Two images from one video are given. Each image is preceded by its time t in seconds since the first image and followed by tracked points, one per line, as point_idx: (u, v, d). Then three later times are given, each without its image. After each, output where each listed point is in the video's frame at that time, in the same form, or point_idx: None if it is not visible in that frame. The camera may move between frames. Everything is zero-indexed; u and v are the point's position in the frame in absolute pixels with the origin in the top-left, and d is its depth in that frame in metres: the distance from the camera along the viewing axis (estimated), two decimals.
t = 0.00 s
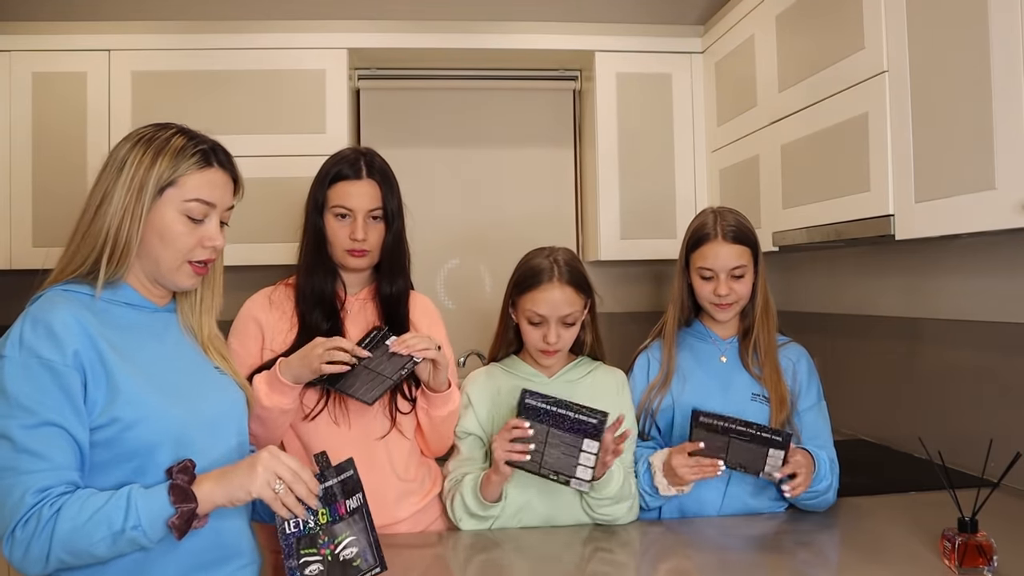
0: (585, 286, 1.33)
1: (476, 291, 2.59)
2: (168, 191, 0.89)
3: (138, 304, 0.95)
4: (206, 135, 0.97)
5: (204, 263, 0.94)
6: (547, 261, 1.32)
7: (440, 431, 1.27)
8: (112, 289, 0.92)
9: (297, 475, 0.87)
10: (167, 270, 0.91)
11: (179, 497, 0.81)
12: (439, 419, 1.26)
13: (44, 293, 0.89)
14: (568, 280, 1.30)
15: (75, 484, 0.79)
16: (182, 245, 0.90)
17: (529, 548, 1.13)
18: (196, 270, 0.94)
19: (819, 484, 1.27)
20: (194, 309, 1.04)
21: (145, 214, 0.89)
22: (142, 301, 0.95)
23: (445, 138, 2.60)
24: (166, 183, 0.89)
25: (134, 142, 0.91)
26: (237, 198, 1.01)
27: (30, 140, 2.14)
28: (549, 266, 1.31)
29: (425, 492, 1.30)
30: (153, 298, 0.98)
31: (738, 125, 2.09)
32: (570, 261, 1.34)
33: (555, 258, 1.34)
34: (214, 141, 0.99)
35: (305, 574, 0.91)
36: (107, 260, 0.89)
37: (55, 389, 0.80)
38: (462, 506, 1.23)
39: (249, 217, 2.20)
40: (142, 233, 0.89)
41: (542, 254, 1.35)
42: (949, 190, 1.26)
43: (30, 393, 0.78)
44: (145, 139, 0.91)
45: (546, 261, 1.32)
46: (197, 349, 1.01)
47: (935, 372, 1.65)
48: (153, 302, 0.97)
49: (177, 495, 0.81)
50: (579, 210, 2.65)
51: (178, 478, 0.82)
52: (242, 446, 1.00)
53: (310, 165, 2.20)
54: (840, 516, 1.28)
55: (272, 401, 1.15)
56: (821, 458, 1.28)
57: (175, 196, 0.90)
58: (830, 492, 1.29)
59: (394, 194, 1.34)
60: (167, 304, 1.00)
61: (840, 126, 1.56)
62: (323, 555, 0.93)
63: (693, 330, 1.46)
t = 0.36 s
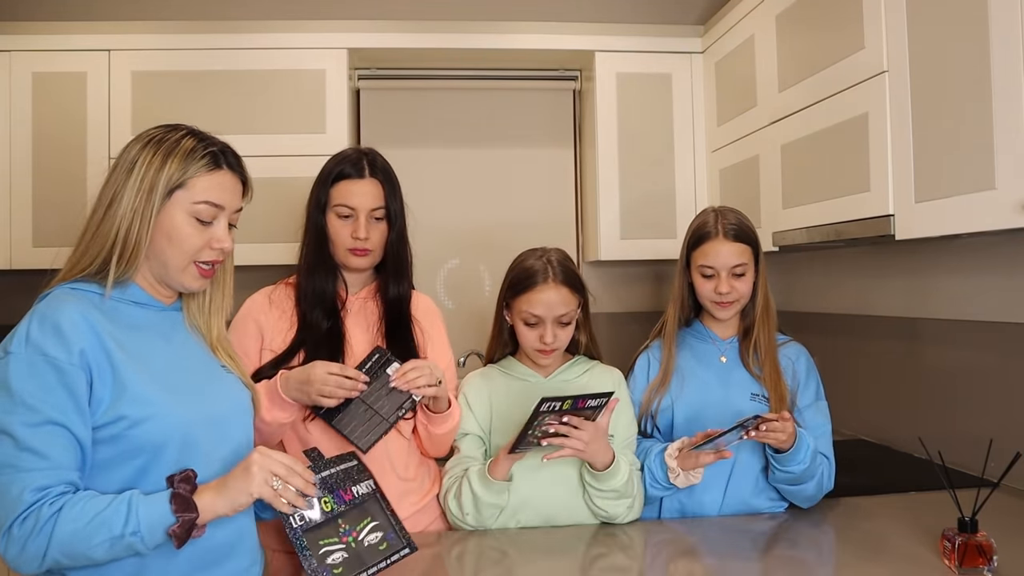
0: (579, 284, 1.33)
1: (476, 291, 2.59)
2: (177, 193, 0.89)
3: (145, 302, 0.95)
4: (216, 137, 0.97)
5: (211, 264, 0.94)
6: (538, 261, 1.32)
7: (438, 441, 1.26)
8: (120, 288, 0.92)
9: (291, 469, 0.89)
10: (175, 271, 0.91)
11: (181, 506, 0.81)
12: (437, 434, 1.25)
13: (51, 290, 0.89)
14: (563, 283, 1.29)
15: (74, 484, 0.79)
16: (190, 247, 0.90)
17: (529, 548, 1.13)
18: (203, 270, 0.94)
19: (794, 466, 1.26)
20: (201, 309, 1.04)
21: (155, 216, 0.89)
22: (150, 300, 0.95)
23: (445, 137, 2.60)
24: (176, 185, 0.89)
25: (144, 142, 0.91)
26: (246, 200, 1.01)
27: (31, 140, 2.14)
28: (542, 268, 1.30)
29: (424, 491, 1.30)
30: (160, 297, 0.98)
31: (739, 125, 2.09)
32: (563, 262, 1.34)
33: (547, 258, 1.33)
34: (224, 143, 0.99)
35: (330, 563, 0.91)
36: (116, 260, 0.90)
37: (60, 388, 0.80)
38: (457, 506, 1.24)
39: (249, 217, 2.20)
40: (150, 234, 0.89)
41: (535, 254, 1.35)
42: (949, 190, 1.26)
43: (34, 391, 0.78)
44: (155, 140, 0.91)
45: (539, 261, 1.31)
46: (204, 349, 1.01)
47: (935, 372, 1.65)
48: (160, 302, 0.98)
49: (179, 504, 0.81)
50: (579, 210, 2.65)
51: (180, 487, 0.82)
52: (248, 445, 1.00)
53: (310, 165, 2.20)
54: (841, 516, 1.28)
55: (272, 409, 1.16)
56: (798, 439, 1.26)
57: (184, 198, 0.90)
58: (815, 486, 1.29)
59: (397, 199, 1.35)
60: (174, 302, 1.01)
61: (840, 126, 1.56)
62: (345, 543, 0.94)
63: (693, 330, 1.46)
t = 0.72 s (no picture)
0: (577, 286, 1.33)
1: (476, 291, 2.59)
2: (172, 188, 0.89)
3: (146, 302, 0.95)
4: (207, 132, 0.98)
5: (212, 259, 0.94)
6: (536, 261, 1.32)
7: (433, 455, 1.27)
8: (120, 288, 0.92)
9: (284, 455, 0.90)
10: (175, 267, 0.91)
11: (191, 504, 0.83)
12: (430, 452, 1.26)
13: (51, 292, 0.89)
14: (559, 282, 1.29)
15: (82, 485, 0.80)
16: (189, 241, 0.90)
17: (530, 547, 1.14)
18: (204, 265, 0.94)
19: (809, 469, 1.27)
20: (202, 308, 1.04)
21: (151, 213, 0.89)
22: (150, 299, 0.95)
23: (446, 137, 2.60)
24: (170, 181, 0.89)
25: (136, 141, 0.91)
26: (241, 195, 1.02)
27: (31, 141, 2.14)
28: (539, 268, 1.30)
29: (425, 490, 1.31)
30: (161, 297, 0.98)
31: (738, 125, 2.09)
32: (561, 263, 1.34)
33: (545, 259, 1.33)
34: (215, 138, 0.99)
35: (323, 525, 0.98)
36: (116, 258, 0.90)
37: (62, 388, 0.80)
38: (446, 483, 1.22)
39: (249, 218, 2.20)
40: (148, 231, 0.89)
41: (533, 254, 1.35)
42: (948, 191, 1.26)
43: (37, 392, 0.78)
44: (147, 138, 0.91)
45: (537, 262, 1.31)
46: (206, 349, 1.01)
47: (935, 372, 1.65)
48: (161, 301, 0.97)
49: (190, 502, 0.83)
50: (579, 210, 2.65)
51: (189, 486, 0.85)
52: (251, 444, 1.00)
53: (310, 165, 2.20)
54: (842, 517, 1.28)
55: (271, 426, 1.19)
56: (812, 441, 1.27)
57: (179, 193, 0.90)
58: (825, 486, 1.30)
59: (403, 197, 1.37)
60: (175, 302, 1.00)
61: (840, 126, 1.56)
62: (341, 513, 1.00)
63: (693, 330, 1.46)
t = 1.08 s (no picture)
0: (582, 288, 1.33)
1: (475, 291, 2.59)
2: (161, 183, 0.90)
3: (144, 301, 0.95)
4: (194, 128, 0.98)
5: (206, 252, 0.94)
6: (539, 264, 1.31)
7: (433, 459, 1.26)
8: (116, 286, 0.92)
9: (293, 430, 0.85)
10: (170, 261, 0.91)
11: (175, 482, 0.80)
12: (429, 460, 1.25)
13: (49, 293, 0.89)
14: (564, 286, 1.29)
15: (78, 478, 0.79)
16: (182, 235, 0.90)
17: (531, 548, 1.13)
18: (199, 259, 0.94)
19: (810, 465, 1.27)
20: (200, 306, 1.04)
21: (143, 208, 0.89)
22: (147, 296, 0.95)
23: (446, 137, 2.60)
24: (159, 175, 0.90)
25: (124, 139, 0.91)
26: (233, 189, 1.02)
27: (31, 141, 2.14)
28: (542, 272, 1.29)
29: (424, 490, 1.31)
30: (158, 296, 0.98)
31: (738, 125, 2.09)
32: (565, 265, 1.33)
33: (549, 260, 1.33)
34: (204, 133, 0.99)
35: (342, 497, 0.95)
36: (110, 256, 0.90)
37: (58, 386, 0.80)
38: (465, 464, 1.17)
39: (250, 218, 2.20)
40: (141, 226, 0.89)
41: (536, 256, 1.35)
42: (949, 191, 1.26)
43: (33, 390, 0.78)
44: (135, 136, 0.92)
45: (539, 266, 1.31)
46: (205, 348, 1.01)
47: (935, 372, 1.65)
48: (158, 299, 0.97)
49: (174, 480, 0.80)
50: (579, 210, 2.65)
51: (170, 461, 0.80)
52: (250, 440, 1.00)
53: (310, 165, 2.20)
54: (842, 517, 1.28)
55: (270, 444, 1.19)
56: (810, 439, 1.27)
57: (169, 187, 0.90)
58: (826, 487, 1.30)
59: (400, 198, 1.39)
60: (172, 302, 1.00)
61: (840, 126, 1.56)
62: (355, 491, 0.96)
63: (693, 330, 1.46)
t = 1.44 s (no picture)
0: (585, 286, 1.33)
1: (475, 290, 2.59)
2: (154, 182, 0.90)
3: (138, 301, 0.95)
4: (188, 127, 0.98)
5: (200, 252, 0.94)
6: (544, 260, 1.32)
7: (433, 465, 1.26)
8: (110, 287, 0.92)
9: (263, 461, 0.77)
10: (164, 261, 0.91)
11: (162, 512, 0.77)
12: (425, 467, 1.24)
13: (43, 294, 0.89)
14: (567, 279, 1.29)
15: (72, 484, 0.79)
16: (175, 235, 0.90)
17: (531, 548, 1.13)
18: (193, 259, 0.94)
19: (813, 454, 1.27)
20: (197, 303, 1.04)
21: (136, 208, 0.89)
22: (141, 297, 0.95)
23: (446, 137, 2.60)
24: (152, 175, 0.89)
25: (118, 139, 0.92)
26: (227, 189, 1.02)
27: (31, 140, 2.14)
28: (547, 264, 1.30)
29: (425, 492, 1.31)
30: (153, 296, 0.98)
31: (739, 125, 2.09)
32: (569, 260, 1.34)
33: (554, 256, 1.33)
34: (199, 132, 0.99)
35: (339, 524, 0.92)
36: (102, 256, 0.89)
37: (51, 389, 0.80)
38: (461, 486, 1.17)
39: (250, 217, 2.20)
40: (135, 226, 0.89)
41: (541, 252, 1.35)
42: (949, 191, 1.26)
43: (27, 394, 0.78)
44: (129, 136, 0.92)
45: (544, 261, 1.31)
46: (200, 347, 1.01)
47: (935, 372, 1.65)
48: (152, 299, 0.97)
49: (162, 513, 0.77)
50: (579, 210, 2.65)
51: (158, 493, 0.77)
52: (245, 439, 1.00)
53: (310, 165, 2.20)
54: (843, 517, 1.28)
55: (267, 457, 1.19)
56: (811, 429, 1.27)
57: (162, 187, 0.90)
58: (833, 476, 1.30)
59: (390, 197, 1.34)
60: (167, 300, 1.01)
61: (840, 126, 1.56)
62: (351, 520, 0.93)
63: (693, 330, 1.46)
